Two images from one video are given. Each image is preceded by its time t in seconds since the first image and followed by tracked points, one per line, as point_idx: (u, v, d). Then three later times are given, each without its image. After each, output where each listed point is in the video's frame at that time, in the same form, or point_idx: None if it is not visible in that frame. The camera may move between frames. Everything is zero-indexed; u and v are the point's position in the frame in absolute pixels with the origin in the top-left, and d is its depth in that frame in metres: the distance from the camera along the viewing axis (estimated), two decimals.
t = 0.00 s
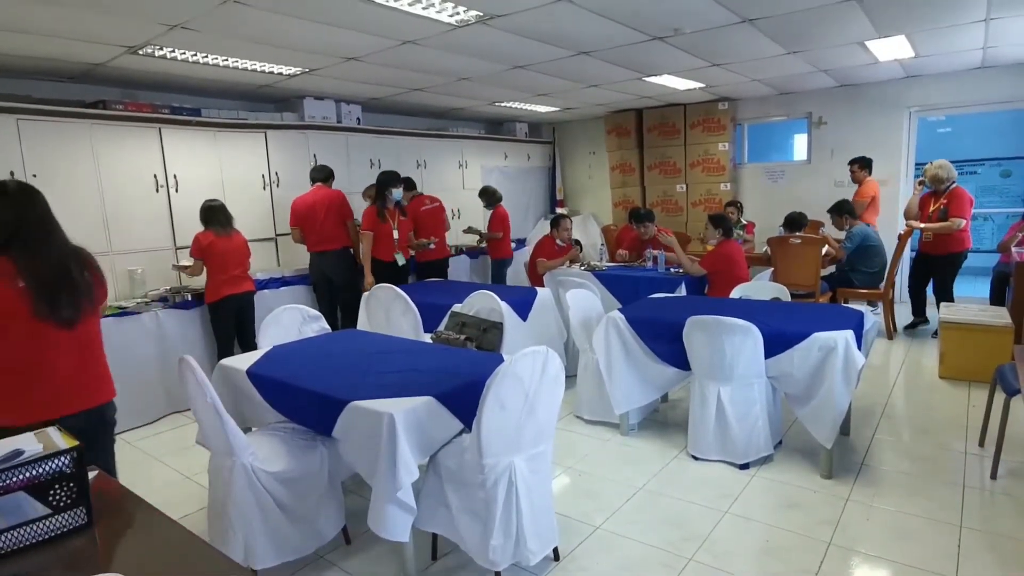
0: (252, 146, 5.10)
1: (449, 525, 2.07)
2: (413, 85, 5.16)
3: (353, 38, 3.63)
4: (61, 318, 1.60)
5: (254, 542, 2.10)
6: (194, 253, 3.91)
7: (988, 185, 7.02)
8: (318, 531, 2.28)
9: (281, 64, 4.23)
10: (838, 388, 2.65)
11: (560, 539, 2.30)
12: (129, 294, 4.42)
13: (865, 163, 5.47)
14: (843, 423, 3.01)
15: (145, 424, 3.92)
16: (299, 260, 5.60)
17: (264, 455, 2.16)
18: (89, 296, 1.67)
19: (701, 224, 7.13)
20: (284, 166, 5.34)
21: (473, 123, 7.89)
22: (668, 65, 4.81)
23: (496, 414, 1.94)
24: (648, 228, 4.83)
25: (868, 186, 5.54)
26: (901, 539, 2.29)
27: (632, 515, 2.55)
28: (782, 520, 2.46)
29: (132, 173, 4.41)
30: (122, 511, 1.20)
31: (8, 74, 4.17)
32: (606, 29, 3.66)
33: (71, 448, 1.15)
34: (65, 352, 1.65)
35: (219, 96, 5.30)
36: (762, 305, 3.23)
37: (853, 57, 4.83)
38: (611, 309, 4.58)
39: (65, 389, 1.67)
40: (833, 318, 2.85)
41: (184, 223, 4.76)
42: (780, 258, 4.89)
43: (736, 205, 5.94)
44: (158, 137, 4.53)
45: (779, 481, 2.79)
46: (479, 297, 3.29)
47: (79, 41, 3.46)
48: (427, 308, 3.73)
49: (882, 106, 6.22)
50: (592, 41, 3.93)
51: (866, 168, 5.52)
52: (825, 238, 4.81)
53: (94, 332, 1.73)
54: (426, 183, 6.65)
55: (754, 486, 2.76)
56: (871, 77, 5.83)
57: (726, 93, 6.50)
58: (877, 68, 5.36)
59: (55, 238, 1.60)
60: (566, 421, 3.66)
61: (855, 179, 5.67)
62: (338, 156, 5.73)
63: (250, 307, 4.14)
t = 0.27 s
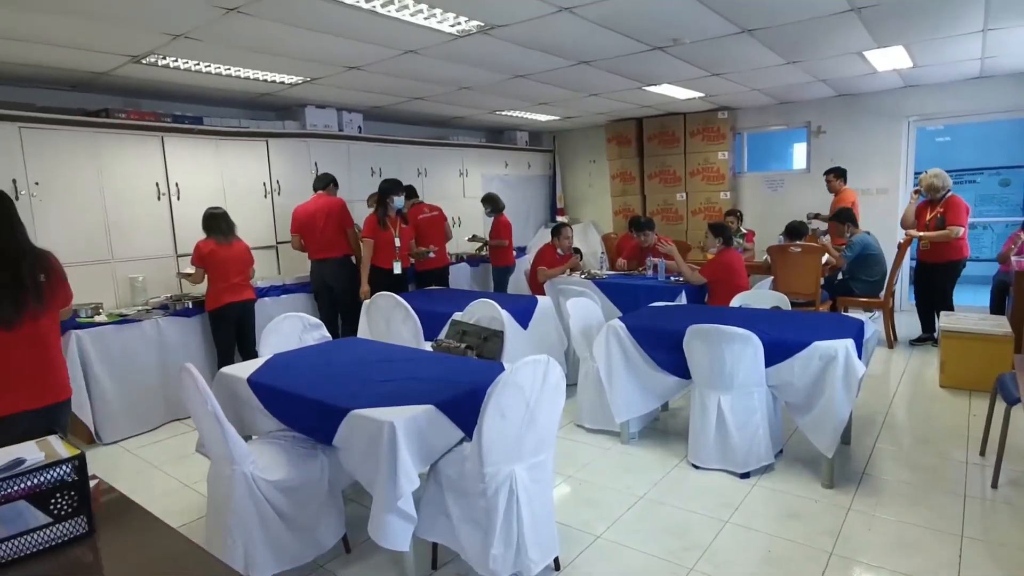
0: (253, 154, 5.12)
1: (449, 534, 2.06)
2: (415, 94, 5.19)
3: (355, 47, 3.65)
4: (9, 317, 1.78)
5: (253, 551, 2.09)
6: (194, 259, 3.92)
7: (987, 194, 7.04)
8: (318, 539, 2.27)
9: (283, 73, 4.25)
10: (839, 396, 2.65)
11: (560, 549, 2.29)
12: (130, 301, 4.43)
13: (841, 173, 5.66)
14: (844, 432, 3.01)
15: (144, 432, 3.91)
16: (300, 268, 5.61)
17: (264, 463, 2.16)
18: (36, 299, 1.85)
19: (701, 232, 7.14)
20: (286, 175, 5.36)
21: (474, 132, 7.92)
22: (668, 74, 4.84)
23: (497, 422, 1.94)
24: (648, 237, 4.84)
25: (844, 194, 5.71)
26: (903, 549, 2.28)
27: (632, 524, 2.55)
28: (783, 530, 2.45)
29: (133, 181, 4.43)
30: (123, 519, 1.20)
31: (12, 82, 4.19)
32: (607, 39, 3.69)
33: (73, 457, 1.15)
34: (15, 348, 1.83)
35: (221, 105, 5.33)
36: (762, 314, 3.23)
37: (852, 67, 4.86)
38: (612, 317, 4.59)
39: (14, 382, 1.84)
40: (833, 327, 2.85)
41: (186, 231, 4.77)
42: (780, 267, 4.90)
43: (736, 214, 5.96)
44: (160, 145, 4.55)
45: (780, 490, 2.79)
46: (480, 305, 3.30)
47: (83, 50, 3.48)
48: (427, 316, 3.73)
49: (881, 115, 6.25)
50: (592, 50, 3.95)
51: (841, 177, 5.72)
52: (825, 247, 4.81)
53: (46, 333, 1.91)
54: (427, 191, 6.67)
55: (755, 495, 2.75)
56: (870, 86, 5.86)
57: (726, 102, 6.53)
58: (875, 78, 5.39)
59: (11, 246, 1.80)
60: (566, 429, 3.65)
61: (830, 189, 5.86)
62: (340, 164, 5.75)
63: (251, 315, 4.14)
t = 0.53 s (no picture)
0: (257, 163, 5.15)
1: (451, 544, 2.06)
2: (418, 104, 5.22)
3: (359, 58, 3.68)
4: None
5: (254, 560, 2.08)
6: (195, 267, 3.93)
7: (986, 206, 7.07)
8: (319, 549, 2.27)
9: (287, 83, 4.29)
10: (840, 408, 2.65)
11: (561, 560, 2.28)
12: (132, 309, 4.43)
13: (819, 186, 5.81)
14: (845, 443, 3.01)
15: (144, 441, 3.90)
16: (301, 276, 5.62)
17: (266, 472, 2.16)
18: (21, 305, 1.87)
19: (702, 242, 7.16)
20: (288, 183, 5.39)
21: (475, 141, 7.96)
22: (670, 86, 4.87)
23: (499, 432, 1.94)
24: (649, 245, 4.86)
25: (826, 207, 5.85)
26: (905, 562, 2.28)
27: (634, 535, 2.54)
28: (785, 541, 2.45)
29: (137, 189, 4.45)
30: (125, 529, 1.20)
31: (18, 91, 4.22)
32: (609, 51, 3.72)
33: (77, 466, 1.15)
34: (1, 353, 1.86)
35: (225, 113, 5.36)
36: (763, 325, 3.24)
37: (852, 80, 4.89)
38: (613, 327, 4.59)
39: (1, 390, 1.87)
40: (834, 338, 2.85)
41: (188, 239, 4.78)
42: (781, 278, 4.92)
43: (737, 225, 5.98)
44: (164, 154, 4.58)
45: (782, 501, 2.78)
46: (481, 314, 3.30)
47: (89, 59, 3.51)
48: (429, 325, 3.74)
49: (880, 127, 6.29)
50: (594, 62, 3.98)
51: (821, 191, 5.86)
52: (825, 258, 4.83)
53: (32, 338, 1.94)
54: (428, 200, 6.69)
55: (756, 506, 2.74)
56: (870, 98, 5.90)
57: (726, 114, 6.57)
58: (875, 90, 5.43)
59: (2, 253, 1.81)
60: (567, 439, 3.64)
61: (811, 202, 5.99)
62: (342, 173, 5.78)
63: (252, 323, 4.14)
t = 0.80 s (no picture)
0: (261, 168, 5.17)
1: (453, 549, 2.05)
2: (421, 109, 5.25)
3: (362, 63, 3.71)
4: None
5: (256, 564, 2.09)
6: (199, 271, 3.97)
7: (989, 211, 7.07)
8: (321, 553, 2.27)
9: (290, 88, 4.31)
10: (843, 413, 2.65)
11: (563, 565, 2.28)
12: (136, 313, 4.45)
13: (809, 194, 5.81)
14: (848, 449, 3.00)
15: (147, 445, 3.91)
16: (305, 280, 5.63)
17: (269, 476, 2.16)
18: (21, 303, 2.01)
19: (704, 247, 7.16)
20: (292, 188, 5.41)
21: (478, 146, 7.98)
22: (672, 92, 4.89)
23: (502, 437, 1.94)
24: (652, 249, 4.87)
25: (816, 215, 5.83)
26: (908, 568, 2.27)
27: (636, 540, 2.53)
28: (788, 547, 2.44)
29: (141, 194, 4.47)
30: (129, 532, 1.21)
31: (24, 96, 4.25)
32: (610, 56, 3.73)
33: (81, 470, 1.17)
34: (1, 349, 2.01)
35: (230, 119, 5.40)
36: (765, 330, 3.24)
37: (854, 85, 4.90)
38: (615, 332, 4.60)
39: (6, 382, 2.03)
40: (836, 343, 2.85)
41: (192, 243, 4.80)
42: (783, 282, 4.92)
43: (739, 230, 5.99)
44: (168, 159, 4.60)
45: (785, 507, 2.77)
46: (484, 318, 3.25)
47: (94, 65, 3.53)
48: (431, 329, 3.75)
49: (882, 132, 6.29)
50: (596, 68, 4.00)
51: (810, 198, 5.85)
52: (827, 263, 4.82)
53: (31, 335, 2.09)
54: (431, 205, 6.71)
55: (759, 511, 2.74)
56: (872, 104, 5.90)
57: (728, 119, 6.58)
58: (877, 96, 5.44)
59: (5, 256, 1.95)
60: (570, 444, 3.64)
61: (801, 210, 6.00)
62: (345, 178, 5.80)
63: (255, 328, 4.15)
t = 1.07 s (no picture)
0: (261, 169, 5.18)
1: (453, 549, 2.05)
2: (421, 110, 5.25)
3: (362, 64, 3.71)
4: None
5: (256, 563, 2.09)
6: (200, 272, 3.98)
7: (990, 211, 7.07)
8: (321, 553, 2.27)
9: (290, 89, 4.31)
10: (844, 413, 2.65)
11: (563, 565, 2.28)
12: (137, 314, 4.46)
13: (800, 199, 5.77)
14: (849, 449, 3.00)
15: (148, 445, 3.91)
16: (305, 281, 5.64)
17: (269, 476, 2.16)
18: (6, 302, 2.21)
19: (705, 248, 7.16)
20: (292, 189, 5.41)
21: (479, 147, 7.99)
22: (672, 92, 4.89)
23: (502, 437, 1.94)
24: (653, 250, 4.86)
25: (806, 221, 5.82)
26: (909, 569, 2.26)
27: (636, 541, 2.53)
28: (788, 547, 2.44)
29: (141, 195, 4.47)
30: (128, 532, 1.21)
31: (25, 97, 4.26)
32: (610, 57, 3.73)
33: (80, 469, 1.16)
34: None
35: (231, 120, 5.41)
36: (765, 330, 3.23)
37: (855, 86, 4.90)
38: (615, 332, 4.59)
39: None
40: (837, 343, 2.85)
41: (193, 244, 4.81)
42: (784, 283, 4.91)
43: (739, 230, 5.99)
44: (169, 160, 4.61)
45: (786, 507, 2.77)
46: (485, 318, 3.27)
47: (95, 66, 3.54)
48: (431, 330, 3.74)
49: (883, 133, 6.29)
50: (596, 68, 4.00)
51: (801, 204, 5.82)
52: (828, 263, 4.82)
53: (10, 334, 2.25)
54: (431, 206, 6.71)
55: (760, 512, 2.73)
56: (873, 104, 5.90)
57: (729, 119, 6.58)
58: (878, 96, 5.44)
59: None
60: (570, 444, 3.64)
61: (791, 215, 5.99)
62: (346, 179, 5.81)
63: (256, 328, 4.16)
